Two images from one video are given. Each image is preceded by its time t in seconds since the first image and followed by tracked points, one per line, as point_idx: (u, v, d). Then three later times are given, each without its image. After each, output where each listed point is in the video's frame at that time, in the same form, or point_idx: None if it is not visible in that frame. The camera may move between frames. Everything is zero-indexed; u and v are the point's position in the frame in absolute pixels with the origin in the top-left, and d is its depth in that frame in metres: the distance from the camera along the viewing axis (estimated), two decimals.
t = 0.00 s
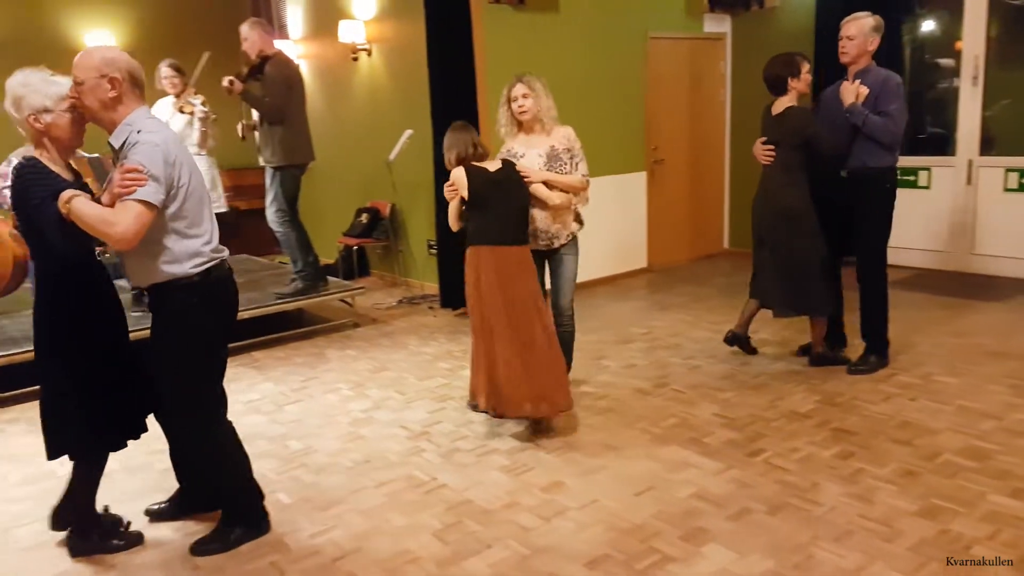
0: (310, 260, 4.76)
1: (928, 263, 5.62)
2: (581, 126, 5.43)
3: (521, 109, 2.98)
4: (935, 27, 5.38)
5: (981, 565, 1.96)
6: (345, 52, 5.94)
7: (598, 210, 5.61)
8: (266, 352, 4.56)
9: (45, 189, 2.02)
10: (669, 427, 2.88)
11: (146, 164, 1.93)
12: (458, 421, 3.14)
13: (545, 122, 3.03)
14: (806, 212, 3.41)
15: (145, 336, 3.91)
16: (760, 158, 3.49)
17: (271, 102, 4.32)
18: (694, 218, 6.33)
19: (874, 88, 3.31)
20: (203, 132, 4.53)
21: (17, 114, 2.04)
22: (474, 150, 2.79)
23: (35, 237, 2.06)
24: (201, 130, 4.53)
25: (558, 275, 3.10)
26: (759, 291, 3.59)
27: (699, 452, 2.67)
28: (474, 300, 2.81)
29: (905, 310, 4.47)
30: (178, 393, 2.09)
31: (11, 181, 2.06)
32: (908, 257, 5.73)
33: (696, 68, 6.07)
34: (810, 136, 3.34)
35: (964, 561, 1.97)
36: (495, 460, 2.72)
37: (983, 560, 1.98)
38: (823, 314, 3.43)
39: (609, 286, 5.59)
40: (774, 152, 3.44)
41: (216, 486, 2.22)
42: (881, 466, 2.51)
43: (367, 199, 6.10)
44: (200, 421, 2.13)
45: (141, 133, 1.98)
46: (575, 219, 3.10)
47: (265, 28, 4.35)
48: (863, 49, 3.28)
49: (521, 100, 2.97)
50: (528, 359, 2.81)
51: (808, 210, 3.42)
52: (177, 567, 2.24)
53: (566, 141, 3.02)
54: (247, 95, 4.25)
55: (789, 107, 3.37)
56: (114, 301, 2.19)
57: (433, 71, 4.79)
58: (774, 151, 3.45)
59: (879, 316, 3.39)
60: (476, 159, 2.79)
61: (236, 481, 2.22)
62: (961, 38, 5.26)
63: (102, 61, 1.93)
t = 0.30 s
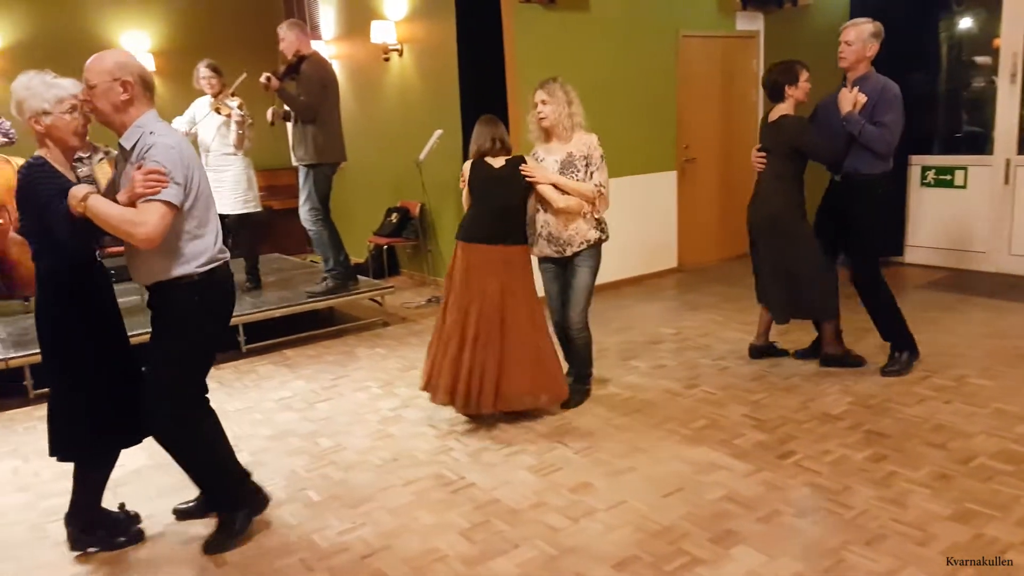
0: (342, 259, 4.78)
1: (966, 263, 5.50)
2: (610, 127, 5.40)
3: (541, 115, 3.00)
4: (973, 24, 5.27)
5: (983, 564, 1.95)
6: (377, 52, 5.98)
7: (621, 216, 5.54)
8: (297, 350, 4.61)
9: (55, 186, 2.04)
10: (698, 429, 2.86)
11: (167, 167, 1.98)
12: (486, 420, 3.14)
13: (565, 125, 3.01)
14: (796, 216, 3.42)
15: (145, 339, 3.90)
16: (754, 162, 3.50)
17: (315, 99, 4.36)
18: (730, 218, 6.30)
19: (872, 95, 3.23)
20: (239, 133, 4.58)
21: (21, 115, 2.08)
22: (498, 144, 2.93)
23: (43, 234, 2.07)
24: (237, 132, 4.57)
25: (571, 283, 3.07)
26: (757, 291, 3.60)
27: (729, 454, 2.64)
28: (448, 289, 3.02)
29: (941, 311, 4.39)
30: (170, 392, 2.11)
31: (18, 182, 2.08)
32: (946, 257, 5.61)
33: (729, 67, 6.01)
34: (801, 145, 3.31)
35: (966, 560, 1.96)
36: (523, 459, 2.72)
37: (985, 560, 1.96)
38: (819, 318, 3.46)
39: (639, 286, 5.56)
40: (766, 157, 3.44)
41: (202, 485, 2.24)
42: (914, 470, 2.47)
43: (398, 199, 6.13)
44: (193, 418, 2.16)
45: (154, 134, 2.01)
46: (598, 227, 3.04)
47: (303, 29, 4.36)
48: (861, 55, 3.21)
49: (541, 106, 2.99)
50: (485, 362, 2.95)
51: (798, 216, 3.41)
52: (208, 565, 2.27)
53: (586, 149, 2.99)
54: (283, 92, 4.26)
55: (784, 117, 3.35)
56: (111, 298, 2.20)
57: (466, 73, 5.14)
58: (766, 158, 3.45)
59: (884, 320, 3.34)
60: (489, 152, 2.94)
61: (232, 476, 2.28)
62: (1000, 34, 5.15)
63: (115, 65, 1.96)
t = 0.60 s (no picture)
0: (360, 262, 4.81)
1: (985, 263, 5.45)
2: (626, 127, 5.39)
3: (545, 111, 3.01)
4: (991, 23, 5.21)
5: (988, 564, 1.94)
6: (393, 55, 6.01)
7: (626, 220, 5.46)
8: (315, 353, 4.64)
9: (40, 195, 2.02)
10: (716, 430, 2.85)
11: (155, 175, 1.96)
12: (505, 421, 3.15)
13: (569, 122, 3.00)
14: (790, 214, 3.36)
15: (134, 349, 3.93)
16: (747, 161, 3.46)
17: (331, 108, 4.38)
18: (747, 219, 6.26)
19: (860, 93, 3.23)
20: (256, 135, 4.56)
21: (8, 122, 2.04)
22: (500, 143, 3.00)
23: (31, 243, 2.06)
24: (253, 134, 4.58)
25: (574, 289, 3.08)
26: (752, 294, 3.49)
27: (747, 455, 2.63)
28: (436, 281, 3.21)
29: (960, 311, 4.35)
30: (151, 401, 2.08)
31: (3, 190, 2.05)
32: (965, 257, 5.56)
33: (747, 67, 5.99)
34: (790, 139, 3.26)
35: (969, 560, 1.95)
36: (540, 461, 2.72)
37: (986, 559, 1.96)
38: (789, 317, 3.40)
39: (656, 287, 5.56)
40: (758, 155, 3.41)
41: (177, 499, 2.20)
42: (933, 470, 2.45)
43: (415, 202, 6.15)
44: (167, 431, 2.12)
45: (141, 140, 1.99)
46: (597, 228, 2.99)
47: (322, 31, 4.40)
48: (845, 53, 3.23)
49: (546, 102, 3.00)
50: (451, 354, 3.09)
51: (794, 213, 3.36)
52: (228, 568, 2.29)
53: (585, 148, 2.96)
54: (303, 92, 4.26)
55: (772, 111, 3.32)
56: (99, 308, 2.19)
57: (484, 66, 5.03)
58: (758, 155, 3.42)
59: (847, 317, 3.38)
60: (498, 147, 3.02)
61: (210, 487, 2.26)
62: (1017, 32, 5.09)
63: (104, 70, 1.94)
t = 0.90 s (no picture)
0: (371, 262, 4.83)
1: (1000, 265, 5.40)
2: (632, 128, 5.36)
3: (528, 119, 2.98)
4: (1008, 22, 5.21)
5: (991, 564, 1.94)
6: (405, 56, 6.02)
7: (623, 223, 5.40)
8: (326, 352, 4.65)
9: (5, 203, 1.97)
10: (726, 432, 2.84)
11: (122, 185, 1.91)
12: (514, 422, 3.14)
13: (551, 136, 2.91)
14: (779, 222, 3.28)
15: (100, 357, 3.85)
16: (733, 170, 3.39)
17: (346, 115, 4.41)
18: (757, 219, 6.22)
19: (842, 101, 3.24)
20: (268, 135, 4.64)
21: None
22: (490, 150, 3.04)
23: None
24: (263, 134, 4.64)
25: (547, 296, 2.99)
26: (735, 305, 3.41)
27: (758, 457, 2.62)
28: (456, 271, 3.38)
29: (975, 313, 4.31)
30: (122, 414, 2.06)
31: None
32: (980, 258, 5.51)
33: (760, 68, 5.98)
34: (776, 150, 3.21)
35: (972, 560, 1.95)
36: (550, 462, 2.72)
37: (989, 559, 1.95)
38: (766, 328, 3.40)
39: (667, 288, 5.54)
40: (743, 164, 3.34)
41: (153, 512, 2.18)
42: (945, 473, 2.43)
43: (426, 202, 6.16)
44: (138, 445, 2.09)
45: (106, 148, 1.95)
46: (571, 242, 2.94)
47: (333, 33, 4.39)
48: (825, 61, 3.23)
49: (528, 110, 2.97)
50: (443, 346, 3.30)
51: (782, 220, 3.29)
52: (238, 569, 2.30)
53: (557, 160, 2.89)
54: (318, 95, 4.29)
55: (756, 122, 3.26)
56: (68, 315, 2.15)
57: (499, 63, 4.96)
58: (744, 165, 3.35)
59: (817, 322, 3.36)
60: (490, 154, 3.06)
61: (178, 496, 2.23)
62: None
63: (66, 76, 1.90)
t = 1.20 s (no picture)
0: (380, 262, 4.82)
1: (1011, 255, 5.36)
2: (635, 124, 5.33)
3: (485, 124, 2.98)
4: (1014, 11, 5.14)
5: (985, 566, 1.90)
6: (410, 57, 6.02)
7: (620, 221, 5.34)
8: (335, 354, 4.66)
9: None
10: (737, 428, 2.83)
11: (94, 183, 1.92)
12: (523, 421, 3.14)
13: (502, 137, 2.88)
14: (763, 213, 3.32)
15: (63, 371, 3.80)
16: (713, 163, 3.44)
17: (349, 113, 4.38)
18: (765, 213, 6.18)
19: (813, 86, 3.16)
20: (268, 137, 4.69)
21: None
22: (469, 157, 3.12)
23: None
24: (265, 137, 4.68)
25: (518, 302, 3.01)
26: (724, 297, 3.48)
27: (768, 452, 2.61)
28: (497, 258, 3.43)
29: (986, 304, 4.28)
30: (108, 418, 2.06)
31: None
32: (990, 249, 5.47)
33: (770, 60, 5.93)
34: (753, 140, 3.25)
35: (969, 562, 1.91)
36: (559, 461, 2.71)
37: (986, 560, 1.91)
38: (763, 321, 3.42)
39: (675, 284, 5.53)
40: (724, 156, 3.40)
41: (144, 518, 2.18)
42: (957, 465, 2.41)
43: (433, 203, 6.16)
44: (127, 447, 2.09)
45: (67, 148, 1.93)
46: (519, 242, 2.90)
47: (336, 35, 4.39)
48: (798, 49, 3.16)
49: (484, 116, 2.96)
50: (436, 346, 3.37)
51: (764, 211, 3.33)
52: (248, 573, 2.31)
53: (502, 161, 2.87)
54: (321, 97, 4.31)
55: (735, 111, 3.31)
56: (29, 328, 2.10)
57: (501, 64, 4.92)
58: (724, 155, 3.40)
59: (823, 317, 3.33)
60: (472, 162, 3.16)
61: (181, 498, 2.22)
62: None
63: (23, 79, 1.88)
